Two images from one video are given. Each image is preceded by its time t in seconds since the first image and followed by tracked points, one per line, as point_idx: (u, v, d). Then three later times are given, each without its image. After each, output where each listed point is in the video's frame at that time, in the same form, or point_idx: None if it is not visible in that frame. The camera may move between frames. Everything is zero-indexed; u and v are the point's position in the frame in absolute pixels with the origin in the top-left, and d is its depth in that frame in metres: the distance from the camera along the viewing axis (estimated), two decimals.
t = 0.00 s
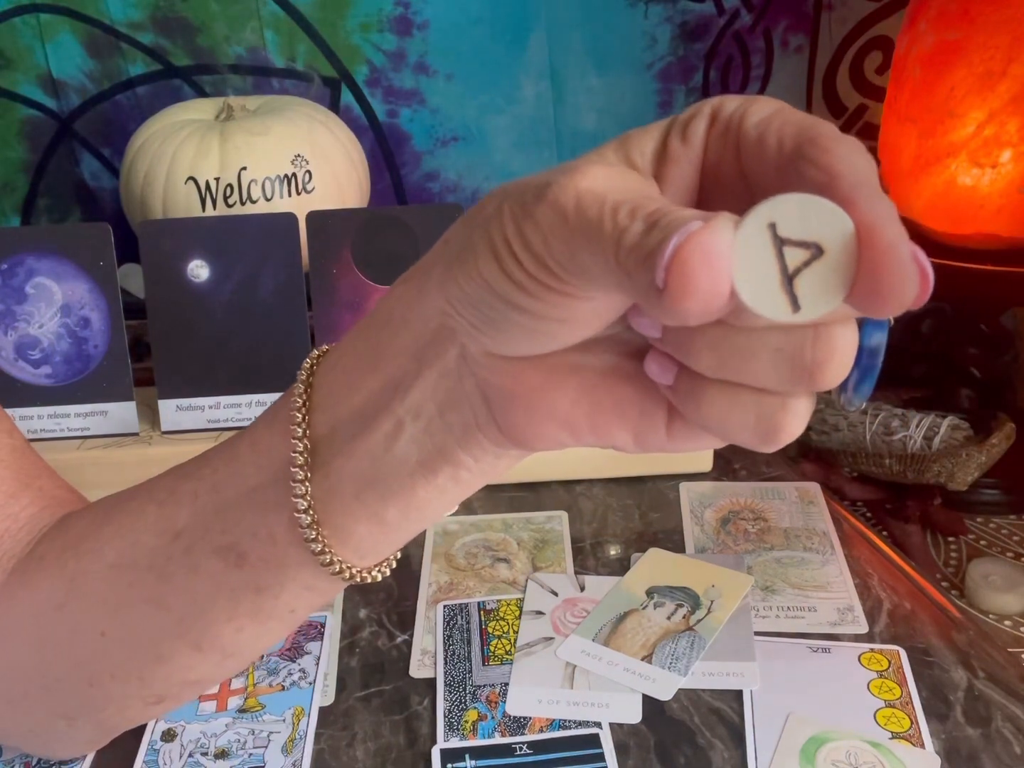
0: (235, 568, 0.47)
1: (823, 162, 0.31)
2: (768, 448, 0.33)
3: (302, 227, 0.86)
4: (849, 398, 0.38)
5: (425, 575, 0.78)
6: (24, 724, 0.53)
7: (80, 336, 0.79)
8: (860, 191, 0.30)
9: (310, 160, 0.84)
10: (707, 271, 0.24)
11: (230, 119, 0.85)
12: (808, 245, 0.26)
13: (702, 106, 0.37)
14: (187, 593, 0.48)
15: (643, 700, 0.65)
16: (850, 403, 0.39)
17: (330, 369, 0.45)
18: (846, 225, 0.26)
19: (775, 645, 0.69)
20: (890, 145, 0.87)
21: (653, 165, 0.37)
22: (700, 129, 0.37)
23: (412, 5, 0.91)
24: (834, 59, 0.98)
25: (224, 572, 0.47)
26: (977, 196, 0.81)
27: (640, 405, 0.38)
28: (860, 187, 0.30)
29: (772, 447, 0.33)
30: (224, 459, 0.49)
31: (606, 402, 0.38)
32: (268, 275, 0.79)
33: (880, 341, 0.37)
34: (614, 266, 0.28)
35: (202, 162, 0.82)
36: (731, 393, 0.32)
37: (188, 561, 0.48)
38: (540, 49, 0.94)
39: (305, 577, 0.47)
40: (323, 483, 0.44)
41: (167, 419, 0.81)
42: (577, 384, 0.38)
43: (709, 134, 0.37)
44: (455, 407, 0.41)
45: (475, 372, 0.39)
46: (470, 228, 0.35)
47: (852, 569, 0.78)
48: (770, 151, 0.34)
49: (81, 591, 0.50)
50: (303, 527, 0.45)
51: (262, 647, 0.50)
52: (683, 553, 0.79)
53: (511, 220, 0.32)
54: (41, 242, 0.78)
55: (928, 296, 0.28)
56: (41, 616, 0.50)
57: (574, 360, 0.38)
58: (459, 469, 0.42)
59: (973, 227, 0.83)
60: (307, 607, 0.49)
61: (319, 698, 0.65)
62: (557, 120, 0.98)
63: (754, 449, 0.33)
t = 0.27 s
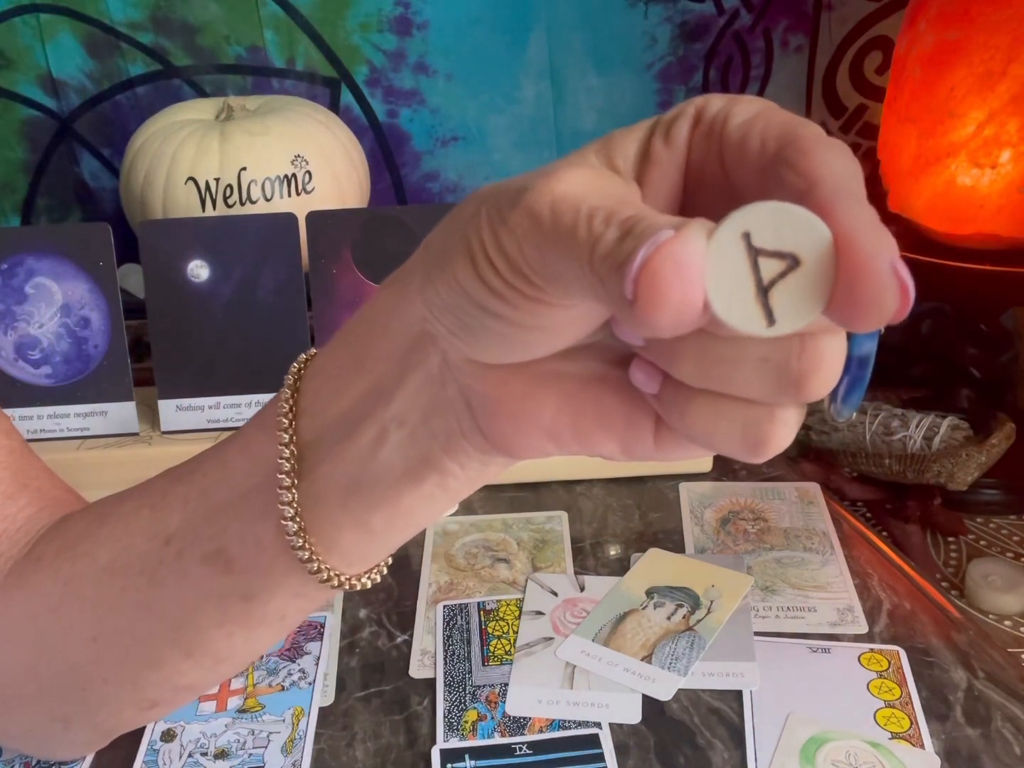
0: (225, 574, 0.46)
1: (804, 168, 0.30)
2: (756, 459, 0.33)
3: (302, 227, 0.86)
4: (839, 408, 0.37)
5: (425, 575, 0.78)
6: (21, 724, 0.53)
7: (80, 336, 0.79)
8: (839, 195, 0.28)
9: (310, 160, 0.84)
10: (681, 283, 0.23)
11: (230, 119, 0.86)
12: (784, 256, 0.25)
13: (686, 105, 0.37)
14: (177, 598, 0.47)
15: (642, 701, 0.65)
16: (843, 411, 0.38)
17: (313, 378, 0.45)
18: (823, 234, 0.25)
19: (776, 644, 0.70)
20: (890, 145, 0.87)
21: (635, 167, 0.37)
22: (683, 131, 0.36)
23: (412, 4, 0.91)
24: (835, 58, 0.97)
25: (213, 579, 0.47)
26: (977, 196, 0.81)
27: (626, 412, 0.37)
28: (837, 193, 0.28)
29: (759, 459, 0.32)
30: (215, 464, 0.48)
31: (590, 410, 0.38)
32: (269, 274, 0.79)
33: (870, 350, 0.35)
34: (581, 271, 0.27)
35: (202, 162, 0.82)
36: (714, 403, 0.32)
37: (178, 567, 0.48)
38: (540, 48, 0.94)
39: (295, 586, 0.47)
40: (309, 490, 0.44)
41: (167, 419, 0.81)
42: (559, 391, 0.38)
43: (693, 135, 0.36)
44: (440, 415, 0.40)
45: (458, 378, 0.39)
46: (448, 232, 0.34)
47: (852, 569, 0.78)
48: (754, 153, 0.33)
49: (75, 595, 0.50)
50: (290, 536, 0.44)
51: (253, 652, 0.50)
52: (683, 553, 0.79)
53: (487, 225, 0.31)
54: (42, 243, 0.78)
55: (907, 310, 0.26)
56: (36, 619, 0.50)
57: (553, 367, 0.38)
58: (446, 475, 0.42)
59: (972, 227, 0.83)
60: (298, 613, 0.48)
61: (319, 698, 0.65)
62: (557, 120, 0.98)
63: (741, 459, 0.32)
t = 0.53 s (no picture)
0: (206, 581, 0.46)
1: (767, 173, 0.27)
2: (733, 471, 0.31)
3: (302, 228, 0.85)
4: (816, 416, 0.37)
5: (425, 574, 0.78)
6: (16, 725, 0.53)
7: (80, 336, 0.79)
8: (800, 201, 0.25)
9: (310, 160, 0.84)
10: (625, 290, 0.21)
11: (230, 119, 0.85)
12: (739, 266, 0.23)
13: (654, 102, 0.34)
14: (162, 603, 0.47)
15: (642, 701, 0.65)
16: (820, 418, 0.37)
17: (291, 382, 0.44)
18: (782, 245, 0.23)
19: (776, 644, 0.70)
20: (890, 145, 0.87)
21: (602, 169, 0.34)
22: (650, 130, 0.34)
23: (412, 4, 0.91)
24: (834, 58, 0.98)
25: (197, 584, 0.46)
26: (977, 196, 0.81)
27: (599, 420, 0.35)
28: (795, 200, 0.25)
29: (735, 471, 0.31)
30: (197, 469, 0.48)
31: (561, 418, 0.35)
32: (268, 274, 0.79)
33: (847, 360, 0.35)
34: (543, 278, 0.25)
35: (202, 162, 0.82)
36: (688, 414, 0.30)
37: (162, 572, 0.47)
38: (540, 48, 0.94)
39: (276, 593, 0.46)
40: (286, 498, 0.43)
41: (167, 419, 0.81)
42: (531, 401, 0.36)
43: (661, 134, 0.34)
44: (413, 425, 0.39)
45: (427, 389, 0.37)
46: (414, 237, 0.33)
47: (852, 569, 0.78)
48: (717, 154, 0.31)
49: (65, 600, 0.50)
50: (268, 544, 0.44)
51: (240, 657, 0.50)
52: (683, 553, 0.79)
53: (446, 230, 0.30)
54: (42, 242, 0.78)
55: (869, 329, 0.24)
56: (27, 622, 0.50)
57: (529, 374, 0.36)
58: (422, 486, 0.41)
59: (972, 227, 0.83)
60: (281, 620, 0.48)
61: (319, 698, 0.65)
62: (557, 120, 0.98)
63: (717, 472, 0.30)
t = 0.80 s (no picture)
0: (195, 579, 0.46)
1: (730, 151, 0.27)
2: (710, 456, 0.31)
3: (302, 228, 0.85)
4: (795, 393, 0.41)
5: (425, 575, 0.78)
6: (12, 724, 0.53)
7: (80, 336, 0.79)
8: (763, 176, 0.25)
9: (310, 159, 0.84)
10: (584, 257, 0.21)
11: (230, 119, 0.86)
12: (700, 237, 0.23)
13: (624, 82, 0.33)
14: (152, 602, 0.47)
15: (642, 701, 0.65)
16: (799, 394, 0.41)
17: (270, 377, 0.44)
18: (744, 217, 0.23)
19: (776, 644, 0.70)
20: (890, 146, 0.87)
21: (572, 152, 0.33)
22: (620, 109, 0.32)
23: (412, 4, 0.91)
24: (834, 57, 0.97)
25: (185, 582, 0.46)
26: (977, 196, 0.81)
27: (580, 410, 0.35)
28: (760, 176, 0.25)
29: (712, 456, 0.31)
30: (185, 467, 0.48)
31: (542, 406, 0.35)
32: (268, 274, 0.79)
33: (823, 342, 0.38)
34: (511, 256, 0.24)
35: (202, 162, 0.82)
36: (664, 400, 0.30)
37: (151, 571, 0.47)
38: (540, 48, 0.94)
39: (265, 591, 0.46)
40: (272, 494, 0.43)
41: (167, 419, 0.81)
42: (509, 389, 0.35)
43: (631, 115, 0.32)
44: (393, 416, 0.39)
45: (405, 379, 0.37)
46: (382, 229, 0.32)
47: (852, 569, 0.78)
48: (682, 134, 0.30)
49: (57, 600, 0.50)
50: (252, 539, 0.44)
51: (231, 656, 0.50)
52: (683, 553, 0.79)
53: (415, 217, 0.29)
54: (41, 242, 0.78)
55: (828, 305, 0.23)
56: (21, 622, 0.50)
57: (506, 363, 0.35)
58: (405, 478, 0.40)
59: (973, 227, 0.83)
60: (270, 618, 0.48)
61: (319, 698, 0.65)
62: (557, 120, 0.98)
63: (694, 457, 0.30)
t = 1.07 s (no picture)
0: (185, 573, 0.46)
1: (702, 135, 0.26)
2: (695, 445, 0.30)
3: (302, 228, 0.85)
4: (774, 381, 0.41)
5: (425, 575, 0.78)
6: (9, 721, 0.53)
7: (80, 336, 0.79)
8: (736, 160, 0.25)
9: (310, 160, 0.84)
10: (556, 229, 0.21)
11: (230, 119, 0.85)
12: (670, 216, 0.23)
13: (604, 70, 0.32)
14: (144, 597, 0.47)
15: (642, 700, 0.65)
16: (778, 380, 0.41)
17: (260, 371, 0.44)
18: (714, 197, 0.23)
19: (777, 643, 0.70)
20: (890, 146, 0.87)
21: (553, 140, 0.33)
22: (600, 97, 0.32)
23: (412, 5, 0.91)
24: (835, 57, 0.97)
25: (175, 576, 0.46)
26: (977, 196, 0.81)
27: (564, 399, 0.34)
28: (732, 160, 0.25)
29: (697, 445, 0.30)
30: (177, 462, 0.48)
31: (526, 396, 0.35)
32: (268, 275, 0.79)
33: (803, 328, 0.38)
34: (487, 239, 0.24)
35: (202, 162, 0.82)
36: (646, 388, 0.30)
37: (143, 566, 0.47)
38: (540, 48, 0.94)
39: (256, 583, 0.46)
40: (262, 487, 0.43)
41: (167, 419, 0.81)
42: (493, 379, 0.35)
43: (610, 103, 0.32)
44: (378, 406, 0.38)
45: (391, 369, 0.37)
46: (365, 222, 0.33)
47: (852, 569, 0.78)
48: (661, 121, 0.30)
49: (50, 597, 0.50)
50: (242, 533, 0.44)
51: (224, 651, 0.50)
52: (683, 553, 0.79)
53: (394, 205, 0.29)
54: (41, 242, 0.78)
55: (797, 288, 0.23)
56: (15, 619, 0.50)
57: (487, 353, 0.35)
58: (392, 470, 0.40)
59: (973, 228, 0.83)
60: (262, 612, 0.48)
61: (319, 698, 0.65)
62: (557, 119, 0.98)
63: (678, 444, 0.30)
